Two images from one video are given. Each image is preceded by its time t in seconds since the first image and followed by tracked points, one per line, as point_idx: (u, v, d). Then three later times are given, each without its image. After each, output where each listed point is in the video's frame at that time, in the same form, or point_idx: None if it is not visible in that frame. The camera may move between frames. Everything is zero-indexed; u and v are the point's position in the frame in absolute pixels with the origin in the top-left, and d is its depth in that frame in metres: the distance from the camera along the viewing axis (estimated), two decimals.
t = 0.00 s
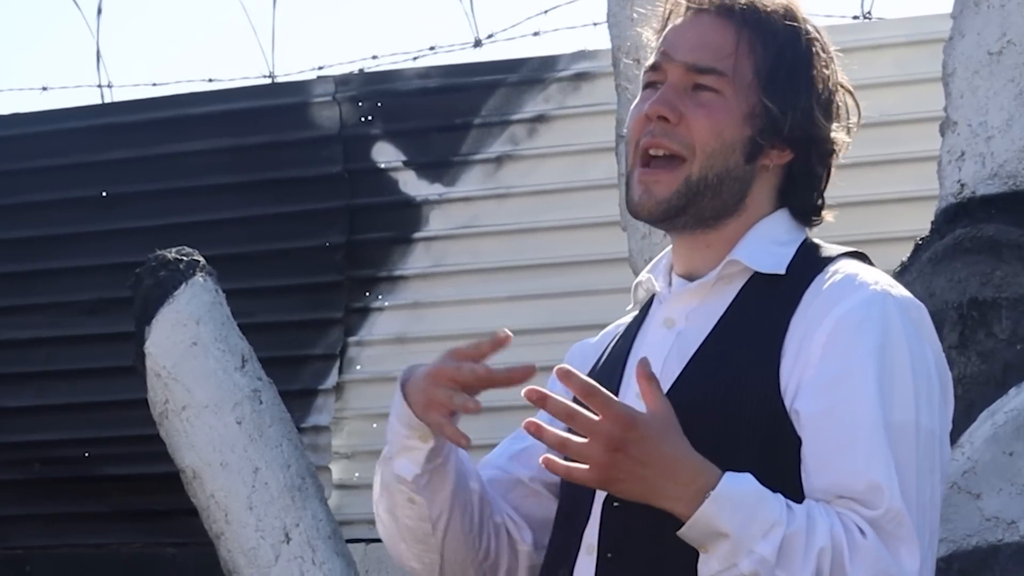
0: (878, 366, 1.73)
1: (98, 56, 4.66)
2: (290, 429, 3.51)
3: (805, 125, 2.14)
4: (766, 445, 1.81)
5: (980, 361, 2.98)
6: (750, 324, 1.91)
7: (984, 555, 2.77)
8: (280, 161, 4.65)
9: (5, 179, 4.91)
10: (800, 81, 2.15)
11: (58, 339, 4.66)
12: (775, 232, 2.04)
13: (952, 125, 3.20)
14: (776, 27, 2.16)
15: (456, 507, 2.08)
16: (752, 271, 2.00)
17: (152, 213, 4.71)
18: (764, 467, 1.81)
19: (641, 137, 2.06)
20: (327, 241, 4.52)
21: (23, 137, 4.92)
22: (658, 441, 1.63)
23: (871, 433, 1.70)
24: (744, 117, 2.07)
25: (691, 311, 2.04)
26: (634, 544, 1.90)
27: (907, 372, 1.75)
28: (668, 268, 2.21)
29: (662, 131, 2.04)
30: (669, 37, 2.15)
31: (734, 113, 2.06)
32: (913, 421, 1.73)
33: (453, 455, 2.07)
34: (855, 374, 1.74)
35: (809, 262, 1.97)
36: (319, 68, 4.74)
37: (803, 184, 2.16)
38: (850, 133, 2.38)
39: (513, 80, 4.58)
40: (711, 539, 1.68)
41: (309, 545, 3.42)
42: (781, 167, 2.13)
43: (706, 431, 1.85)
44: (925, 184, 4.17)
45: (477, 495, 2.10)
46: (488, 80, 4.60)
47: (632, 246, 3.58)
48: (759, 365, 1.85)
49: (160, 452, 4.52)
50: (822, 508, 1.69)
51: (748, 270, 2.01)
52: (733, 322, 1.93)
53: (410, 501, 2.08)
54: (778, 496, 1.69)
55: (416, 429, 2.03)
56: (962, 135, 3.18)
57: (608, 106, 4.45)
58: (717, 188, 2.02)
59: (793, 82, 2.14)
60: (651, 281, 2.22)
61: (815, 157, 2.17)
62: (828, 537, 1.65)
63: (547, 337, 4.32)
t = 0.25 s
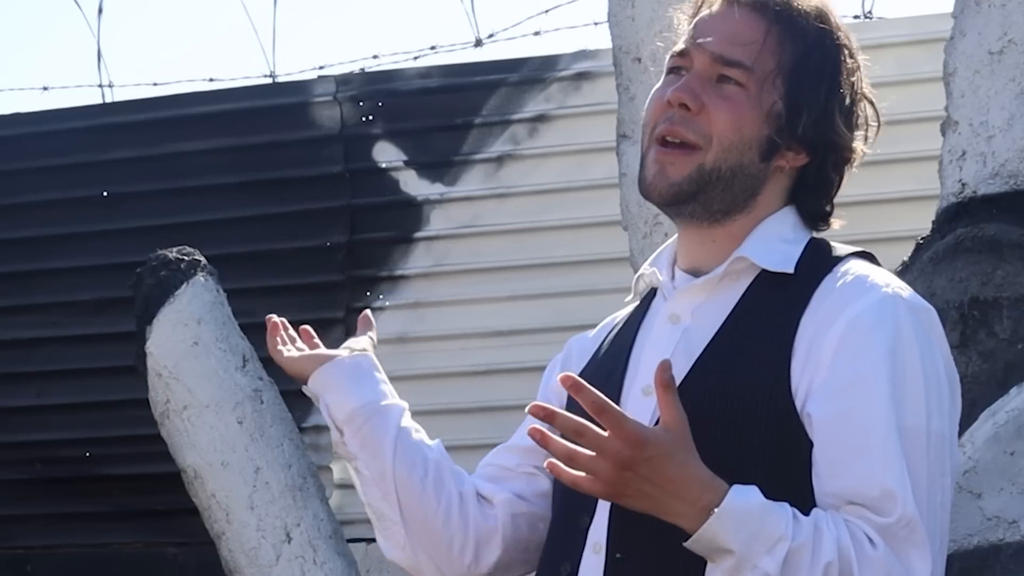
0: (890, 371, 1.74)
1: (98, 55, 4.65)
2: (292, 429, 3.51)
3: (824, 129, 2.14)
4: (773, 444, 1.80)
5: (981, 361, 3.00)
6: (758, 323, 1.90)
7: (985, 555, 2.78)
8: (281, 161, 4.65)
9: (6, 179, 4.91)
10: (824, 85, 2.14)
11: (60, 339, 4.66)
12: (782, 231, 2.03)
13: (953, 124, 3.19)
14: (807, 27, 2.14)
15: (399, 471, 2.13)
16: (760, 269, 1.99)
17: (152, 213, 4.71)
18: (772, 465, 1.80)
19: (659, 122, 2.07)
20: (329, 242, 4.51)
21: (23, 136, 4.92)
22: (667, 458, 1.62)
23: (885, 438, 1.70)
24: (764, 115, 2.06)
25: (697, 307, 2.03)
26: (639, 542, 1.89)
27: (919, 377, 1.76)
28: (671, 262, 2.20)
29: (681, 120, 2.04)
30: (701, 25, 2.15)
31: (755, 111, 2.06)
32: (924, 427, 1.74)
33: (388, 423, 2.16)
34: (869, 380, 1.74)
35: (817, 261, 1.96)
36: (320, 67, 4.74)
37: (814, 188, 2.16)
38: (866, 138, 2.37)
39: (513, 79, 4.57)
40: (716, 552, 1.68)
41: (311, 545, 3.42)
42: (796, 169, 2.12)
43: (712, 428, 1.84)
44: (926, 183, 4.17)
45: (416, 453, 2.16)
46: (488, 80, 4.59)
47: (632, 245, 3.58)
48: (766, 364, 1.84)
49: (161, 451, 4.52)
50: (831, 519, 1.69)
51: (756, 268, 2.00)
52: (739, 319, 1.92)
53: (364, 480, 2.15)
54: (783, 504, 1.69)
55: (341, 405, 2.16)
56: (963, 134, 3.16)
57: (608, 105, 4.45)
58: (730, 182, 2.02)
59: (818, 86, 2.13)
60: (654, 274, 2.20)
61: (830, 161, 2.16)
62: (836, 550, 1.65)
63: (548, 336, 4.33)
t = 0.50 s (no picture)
0: (891, 368, 1.73)
1: (98, 56, 4.65)
2: (292, 429, 3.52)
3: (819, 120, 2.13)
4: (775, 442, 1.80)
5: (982, 360, 3.00)
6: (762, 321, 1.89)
7: (986, 554, 2.78)
8: (282, 161, 4.65)
9: (7, 179, 4.91)
10: (814, 76, 2.13)
11: (61, 339, 4.66)
12: (787, 228, 2.02)
13: (954, 123, 3.19)
14: (793, 20, 2.14)
15: (421, 485, 2.11)
16: (764, 267, 1.98)
17: (153, 213, 4.71)
18: (775, 463, 1.79)
19: (653, 124, 2.05)
20: (330, 241, 4.52)
21: (24, 136, 4.92)
22: (660, 460, 1.62)
23: (885, 436, 1.69)
24: (758, 108, 2.04)
25: (701, 306, 2.03)
26: (641, 541, 1.89)
27: (919, 374, 1.75)
28: (679, 263, 2.21)
29: (674, 121, 2.02)
30: (686, 27, 2.15)
31: (748, 104, 2.04)
32: (926, 423, 1.73)
33: (411, 435, 2.13)
34: (869, 376, 1.73)
35: (820, 258, 1.95)
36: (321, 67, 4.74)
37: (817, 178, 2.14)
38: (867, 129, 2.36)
39: (513, 79, 4.57)
40: (715, 552, 1.67)
41: (311, 545, 3.43)
42: (795, 161, 2.11)
43: (715, 426, 1.83)
44: (926, 183, 4.17)
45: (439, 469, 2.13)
46: (489, 79, 4.59)
47: (633, 245, 3.58)
48: (768, 362, 1.83)
49: (161, 451, 4.52)
50: (830, 517, 1.69)
51: (760, 266, 1.99)
52: (744, 317, 1.92)
53: (386, 496, 2.12)
54: (782, 504, 1.69)
55: (364, 420, 2.13)
56: (963, 134, 3.16)
57: (608, 105, 4.45)
58: (729, 178, 2.00)
59: (809, 77, 2.12)
60: (661, 276, 2.21)
61: (829, 151, 2.15)
62: (835, 548, 1.65)
63: (548, 336, 4.33)
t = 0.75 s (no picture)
0: (895, 364, 1.72)
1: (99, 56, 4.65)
2: (293, 429, 3.52)
3: (821, 111, 2.12)
4: (782, 439, 1.79)
5: (983, 361, 3.00)
6: (767, 318, 1.89)
7: (987, 554, 2.78)
8: (283, 161, 4.65)
9: (7, 179, 4.91)
10: (813, 68, 2.13)
11: (61, 339, 4.66)
12: (794, 224, 2.02)
13: (954, 124, 3.19)
14: (789, 13, 2.14)
15: (432, 487, 2.11)
16: (769, 264, 1.98)
17: (153, 213, 4.71)
18: (782, 460, 1.79)
19: (654, 127, 2.05)
20: (330, 241, 4.52)
21: (24, 136, 4.92)
22: (657, 458, 1.61)
23: (887, 432, 1.68)
24: (759, 104, 2.04)
25: (707, 304, 2.03)
26: (646, 539, 1.88)
27: (924, 371, 1.74)
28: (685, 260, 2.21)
29: (674, 122, 2.02)
30: (681, 29, 2.14)
31: (749, 101, 2.04)
32: (930, 419, 1.72)
33: (421, 437, 2.14)
34: (873, 372, 1.72)
35: (826, 254, 1.94)
36: (322, 67, 4.74)
37: (823, 171, 2.14)
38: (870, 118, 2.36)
39: (514, 79, 4.57)
40: (716, 551, 1.67)
41: (312, 546, 3.43)
42: (799, 155, 2.11)
43: (721, 424, 1.83)
44: (926, 183, 4.18)
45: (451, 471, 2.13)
46: (489, 79, 4.59)
47: (634, 245, 3.58)
48: (774, 360, 1.83)
49: (162, 451, 4.52)
50: (832, 515, 1.68)
51: (766, 263, 1.99)
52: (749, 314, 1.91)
53: (397, 498, 2.12)
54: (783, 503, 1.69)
55: (375, 423, 2.13)
56: (964, 134, 3.16)
57: (609, 105, 4.44)
58: (734, 175, 2.00)
59: (807, 69, 2.12)
60: (667, 273, 2.21)
61: (832, 142, 2.15)
62: (835, 546, 1.64)
63: (548, 336, 4.33)
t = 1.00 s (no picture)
0: (912, 366, 1.71)
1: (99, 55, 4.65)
2: (293, 429, 3.52)
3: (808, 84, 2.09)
4: (798, 440, 1.78)
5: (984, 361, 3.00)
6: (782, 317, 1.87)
7: (988, 555, 2.78)
8: (284, 161, 4.65)
9: (7, 179, 4.92)
10: (792, 45, 2.11)
11: (61, 339, 4.67)
12: (807, 219, 1.99)
13: (955, 124, 3.19)
14: None
15: (458, 489, 2.11)
16: (783, 261, 1.96)
17: (153, 213, 4.71)
18: (799, 462, 1.77)
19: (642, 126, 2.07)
20: (331, 241, 4.52)
21: (24, 136, 4.92)
22: (676, 463, 1.60)
23: (906, 435, 1.67)
24: (738, 88, 2.03)
25: (724, 303, 2.00)
26: (664, 542, 1.88)
27: (942, 371, 1.73)
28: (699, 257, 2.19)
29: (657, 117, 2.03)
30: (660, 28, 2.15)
31: (728, 86, 2.03)
32: (948, 419, 1.71)
33: (445, 439, 2.13)
34: (890, 374, 1.71)
35: (840, 251, 1.92)
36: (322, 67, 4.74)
37: (826, 147, 2.10)
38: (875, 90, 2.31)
39: (515, 79, 4.57)
40: (734, 556, 1.67)
41: (313, 546, 3.43)
42: (794, 133, 2.08)
43: (738, 427, 1.82)
44: (927, 183, 4.18)
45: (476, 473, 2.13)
46: (491, 80, 4.59)
47: (635, 246, 3.58)
48: (789, 361, 1.81)
49: (162, 452, 4.52)
50: (851, 518, 1.67)
51: (780, 260, 1.97)
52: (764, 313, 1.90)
53: (420, 501, 2.12)
54: (801, 505, 1.68)
55: (399, 425, 2.12)
56: (965, 134, 3.16)
57: (610, 105, 4.45)
58: (720, 162, 1.99)
59: (786, 45, 2.10)
60: (682, 271, 2.20)
61: (829, 115, 2.11)
62: (856, 549, 1.64)
63: (549, 336, 4.33)
